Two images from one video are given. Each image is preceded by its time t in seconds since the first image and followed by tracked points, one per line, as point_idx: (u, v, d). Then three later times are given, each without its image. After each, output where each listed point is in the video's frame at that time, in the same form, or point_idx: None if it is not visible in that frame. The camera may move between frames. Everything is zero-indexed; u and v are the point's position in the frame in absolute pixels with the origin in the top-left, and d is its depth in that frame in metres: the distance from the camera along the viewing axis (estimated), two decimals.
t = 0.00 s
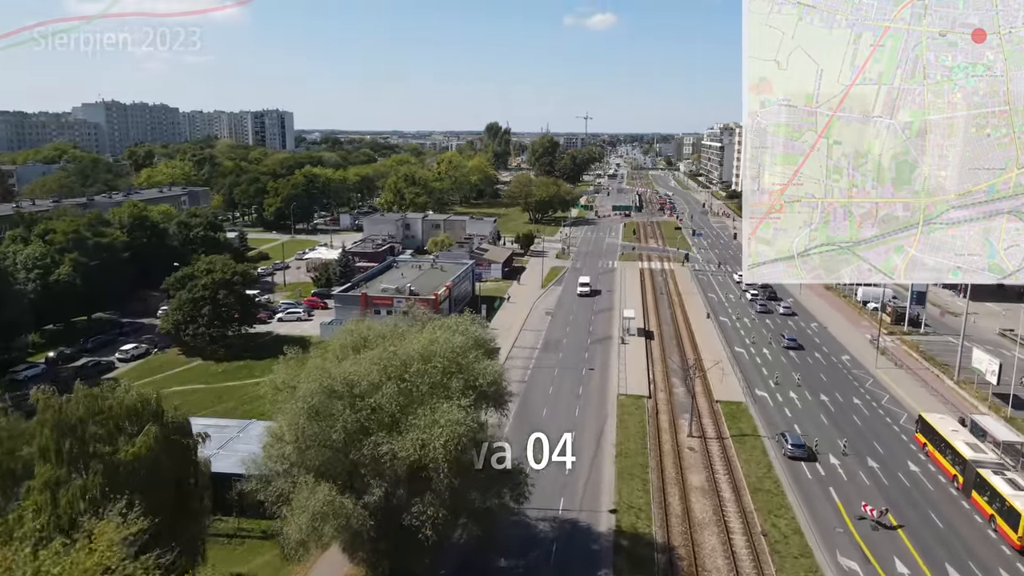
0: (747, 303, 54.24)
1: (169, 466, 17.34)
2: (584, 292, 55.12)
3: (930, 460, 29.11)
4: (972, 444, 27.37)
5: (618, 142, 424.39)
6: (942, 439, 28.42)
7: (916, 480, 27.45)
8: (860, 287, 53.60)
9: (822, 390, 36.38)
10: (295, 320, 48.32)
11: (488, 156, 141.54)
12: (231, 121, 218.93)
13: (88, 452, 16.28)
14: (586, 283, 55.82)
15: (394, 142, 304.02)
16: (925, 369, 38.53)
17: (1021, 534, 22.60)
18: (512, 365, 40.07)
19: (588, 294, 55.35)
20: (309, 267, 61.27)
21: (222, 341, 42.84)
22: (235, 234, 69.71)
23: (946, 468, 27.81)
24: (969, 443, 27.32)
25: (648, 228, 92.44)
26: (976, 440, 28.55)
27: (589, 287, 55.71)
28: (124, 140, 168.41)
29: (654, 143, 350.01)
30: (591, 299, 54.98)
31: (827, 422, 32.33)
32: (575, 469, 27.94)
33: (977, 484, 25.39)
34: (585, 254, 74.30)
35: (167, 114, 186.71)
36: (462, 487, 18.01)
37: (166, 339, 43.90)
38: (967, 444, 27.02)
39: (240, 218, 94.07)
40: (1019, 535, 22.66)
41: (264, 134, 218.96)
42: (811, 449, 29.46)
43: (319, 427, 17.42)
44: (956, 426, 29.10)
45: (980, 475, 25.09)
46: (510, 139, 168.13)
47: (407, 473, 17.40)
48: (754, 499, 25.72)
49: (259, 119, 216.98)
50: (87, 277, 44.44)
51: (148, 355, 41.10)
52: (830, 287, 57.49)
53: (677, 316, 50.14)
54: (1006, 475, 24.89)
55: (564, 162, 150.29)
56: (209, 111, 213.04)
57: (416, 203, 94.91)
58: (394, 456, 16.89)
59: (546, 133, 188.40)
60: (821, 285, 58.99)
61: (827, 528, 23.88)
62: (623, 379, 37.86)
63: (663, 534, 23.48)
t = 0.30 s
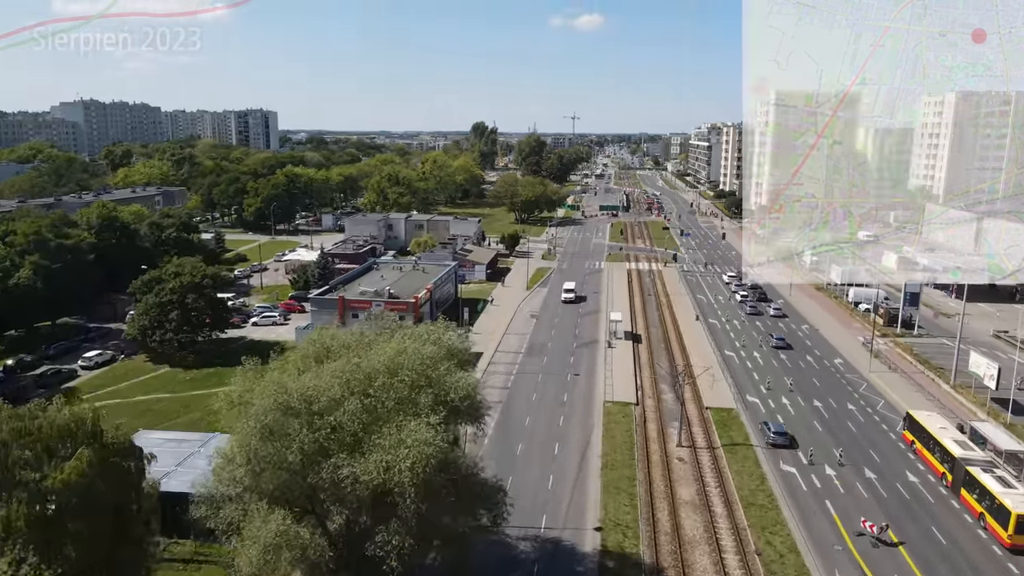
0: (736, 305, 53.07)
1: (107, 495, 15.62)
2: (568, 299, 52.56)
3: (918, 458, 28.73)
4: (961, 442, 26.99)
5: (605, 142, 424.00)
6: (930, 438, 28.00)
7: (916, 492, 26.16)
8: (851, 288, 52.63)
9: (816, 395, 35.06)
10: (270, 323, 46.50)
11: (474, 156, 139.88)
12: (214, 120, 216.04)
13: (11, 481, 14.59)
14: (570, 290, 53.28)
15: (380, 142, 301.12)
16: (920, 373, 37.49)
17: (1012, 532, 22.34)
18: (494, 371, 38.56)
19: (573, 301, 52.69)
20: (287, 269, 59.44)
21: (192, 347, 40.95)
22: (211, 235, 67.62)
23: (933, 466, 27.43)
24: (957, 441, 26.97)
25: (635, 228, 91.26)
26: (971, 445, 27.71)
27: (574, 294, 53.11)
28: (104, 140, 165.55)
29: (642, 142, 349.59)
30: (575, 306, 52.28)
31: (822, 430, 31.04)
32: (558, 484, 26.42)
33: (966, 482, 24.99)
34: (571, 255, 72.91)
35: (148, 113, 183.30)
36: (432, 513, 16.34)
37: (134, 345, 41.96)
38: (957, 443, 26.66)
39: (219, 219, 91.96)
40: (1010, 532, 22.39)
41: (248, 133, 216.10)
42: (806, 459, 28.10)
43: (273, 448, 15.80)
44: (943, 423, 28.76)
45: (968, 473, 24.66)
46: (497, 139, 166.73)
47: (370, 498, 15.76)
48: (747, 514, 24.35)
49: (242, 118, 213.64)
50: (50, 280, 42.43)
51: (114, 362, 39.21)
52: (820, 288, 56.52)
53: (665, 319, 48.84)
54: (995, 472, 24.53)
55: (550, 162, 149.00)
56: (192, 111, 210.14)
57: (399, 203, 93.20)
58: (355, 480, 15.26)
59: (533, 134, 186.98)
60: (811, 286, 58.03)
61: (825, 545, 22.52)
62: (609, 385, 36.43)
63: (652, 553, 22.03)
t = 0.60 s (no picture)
0: (726, 306, 52.05)
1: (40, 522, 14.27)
2: (553, 306, 50.08)
3: (907, 459, 28.43)
4: (949, 439, 26.71)
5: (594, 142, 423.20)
6: (919, 436, 27.70)
7: (914, 503, 25.04)
8: (842, 289, 51.72)
9: (808, 400, 33.96)
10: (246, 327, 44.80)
11: (461, 155, 138.34)
12: (199, 119, 213.18)
13: None
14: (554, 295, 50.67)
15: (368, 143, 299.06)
16: (913, 376, 36.66)
17: (1000, 531, 21.99)
18: (477, 377, 37.21)
19: (557, 307, 50.14)
20: (266, 271, 57.77)
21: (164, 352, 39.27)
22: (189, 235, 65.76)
23: (921, 463, 27.23)
24: (945, 438, 26.74)
25: (623, 228, 90.11)
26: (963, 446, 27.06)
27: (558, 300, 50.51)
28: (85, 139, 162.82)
29: (631, 143, 349.20)
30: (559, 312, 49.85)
31: (814, 438, 29.95)
32: (539, 498, 25.20)
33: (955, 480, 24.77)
34: (558, 255, 71.66)
35: (131, 112, 180.26)
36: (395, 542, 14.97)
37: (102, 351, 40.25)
38: (943, 440, 26.44)
39: (200, 219, 90.07)
40: (999, 531, 22.02)
41: (233, 133, 213.10)
42: (799, 469, 26.95)
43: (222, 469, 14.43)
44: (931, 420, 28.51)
45: (957, 471, 24.46)
46: (484, 138, 165.34)
47: (329, 526, 14.37)
48: (738, 528, 23.15)
49: (227, 118, 210.72)
50: (13, 284, 40.68)
51: (80, 369, 37.53)
52: (811, 289, 55.63)
53: (654, 320, 47.75)
54: (982, 470, 24.26)
55: (538, 162, 147.73)
56: (175, 110, 207.35)
57: (384, 203, 91.69)
58: (312, 506, 13.86)
59: (522, 133, 185.55)
60: (801, 286, 57.12)
61: (820, 561, 21.36)
62: (595, 389, 35.21)
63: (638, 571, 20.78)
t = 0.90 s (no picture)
0: (714, 307, 50.84)
1: None
2: (534, 313, 47.06)
3: (891, 456, 28.25)
4: (933, 438, 26.57)
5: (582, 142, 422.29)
6: (904, 436, 27.38)
7: (909, 516, 23.83)
8: (832, 290, 50.65)
9: (799, 405, 32.71)
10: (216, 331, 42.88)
11: (447, 155, 136.58)
12: (182, 118, 209.83)
13: None
14: (536, 302, 47.56)
15: (354, 142, 296.15)
16: (906, 380, 35.72)
17: (987, 532, 21.73)
18: (454, 383, 35.68)
19: (538, 315, 47.03)
20: (241, 273, 55.82)
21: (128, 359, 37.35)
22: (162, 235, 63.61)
23: (906, 463, 26.98)
24: (930, 437, 26.51)
25: (609, 228, 88.66)
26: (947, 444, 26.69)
27: (540, 307, 47.35)
28: (62, 137, 159.29)
29: (619, 143, 348.31)
30: (540, 319, 46.98)
31: (806, 447, 28.67)
32: (516, 515, 23.67)
33: (940, 479, 24.53)
34: (543, 256, 70.13)
35: (111, 111, 176.91)
36: None
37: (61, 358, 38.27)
38: (928, 438, 26.31)
39: (177, 221, 87.75)
40: (985, 532, 21.77)
41: (216, 131, 209.00)
42: (790, 481, 25.62)
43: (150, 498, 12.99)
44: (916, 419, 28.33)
45: (942, 471, 24.27)
46: (470, 137, 163.51)
47: (268, 563, 12.77)
48: (727, 545, 21.83)
49: (210, 117, 207.40)
50: None
51: (36, 377, 35.55)
52: (800, 290, 54.52)
53: (640, 323, 46.45)
54: (967, 469, 24.08)
55: (525, 161, 146.15)
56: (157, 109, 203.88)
57: (367, 203, 89.84)
58: (250, 540, 12.32)
59: (509, 132, 183.85)
60: (790, 287, 56.00)
61: None
62: (578, 396, 33.76)
63: None
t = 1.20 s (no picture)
0: (703, 309, 49.71)
1: None
2: (518, 322, 44.35)
3: (880, 456, 27.74)
4: (922, 438, 26.13)
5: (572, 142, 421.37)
6: (891, 436, 26.99)
7: (908, 530, 22.66)
8: (823, 291, 49.70)
9: (791, 411, 31.60)
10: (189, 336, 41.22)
11: (435, 155, 135.16)
12: (167, 118, 207.24)
13: None
14: (520, 311, 44.89)
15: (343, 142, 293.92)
16: (900, 384, 34.78)
17: (978, 534, 21.31)
18: (435, 390, 34.33)
19: (523, 324, 44.38)
20: (218, 275, 54.16)
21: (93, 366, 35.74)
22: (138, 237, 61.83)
23: (893, 463, 26.51)
24: (917, 437, 26.10)
25: (598, 228, 87.47)
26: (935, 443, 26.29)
27: (524, 316, 44.69)
28: (43, 137, 156.54)
29: (608, 142, 347.67)
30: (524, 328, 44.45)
31: (799, 455, 27.55)
32: (495, 531, 22.44)
33: (930, 480, 24.05)
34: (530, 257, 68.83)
35: (94, 110, 174.42)
36: None
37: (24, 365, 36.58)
38: (916, 438, 25.83)
39: (157, 222, 85.86)
40: (976, 535, 21.32)
41: (202, 131, 206.53)
42: (785, 494, 24.41)
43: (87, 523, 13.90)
44: (904, 419, 27.89)
45: (931, 471, 23.76)
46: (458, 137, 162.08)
47: None
48: (718, 563, 20.60)
49: (195, 116, 204.78)
50: None
51: None
52: (790, 291, 53.58)
53: (627, 325, 45.23)
54: (957, 470, 23.60)
55: (513, 160, 144.89)
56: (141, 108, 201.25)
57: (351, 203, 88.27)
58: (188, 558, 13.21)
59: (498, 132, 182.58)
60: (781, 287, 55.01)
61: None
62: (563, 403, 32.50)
63: None
